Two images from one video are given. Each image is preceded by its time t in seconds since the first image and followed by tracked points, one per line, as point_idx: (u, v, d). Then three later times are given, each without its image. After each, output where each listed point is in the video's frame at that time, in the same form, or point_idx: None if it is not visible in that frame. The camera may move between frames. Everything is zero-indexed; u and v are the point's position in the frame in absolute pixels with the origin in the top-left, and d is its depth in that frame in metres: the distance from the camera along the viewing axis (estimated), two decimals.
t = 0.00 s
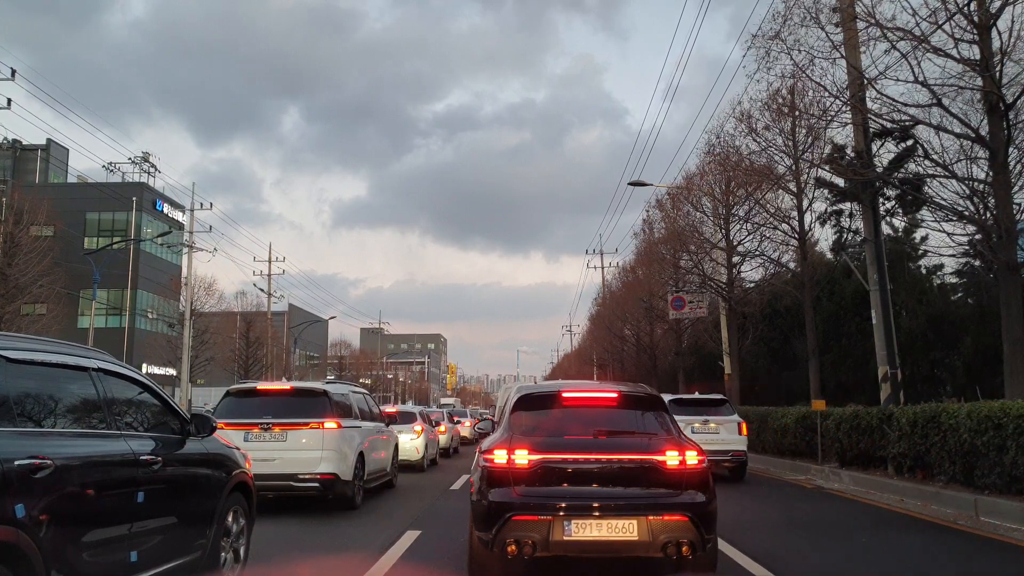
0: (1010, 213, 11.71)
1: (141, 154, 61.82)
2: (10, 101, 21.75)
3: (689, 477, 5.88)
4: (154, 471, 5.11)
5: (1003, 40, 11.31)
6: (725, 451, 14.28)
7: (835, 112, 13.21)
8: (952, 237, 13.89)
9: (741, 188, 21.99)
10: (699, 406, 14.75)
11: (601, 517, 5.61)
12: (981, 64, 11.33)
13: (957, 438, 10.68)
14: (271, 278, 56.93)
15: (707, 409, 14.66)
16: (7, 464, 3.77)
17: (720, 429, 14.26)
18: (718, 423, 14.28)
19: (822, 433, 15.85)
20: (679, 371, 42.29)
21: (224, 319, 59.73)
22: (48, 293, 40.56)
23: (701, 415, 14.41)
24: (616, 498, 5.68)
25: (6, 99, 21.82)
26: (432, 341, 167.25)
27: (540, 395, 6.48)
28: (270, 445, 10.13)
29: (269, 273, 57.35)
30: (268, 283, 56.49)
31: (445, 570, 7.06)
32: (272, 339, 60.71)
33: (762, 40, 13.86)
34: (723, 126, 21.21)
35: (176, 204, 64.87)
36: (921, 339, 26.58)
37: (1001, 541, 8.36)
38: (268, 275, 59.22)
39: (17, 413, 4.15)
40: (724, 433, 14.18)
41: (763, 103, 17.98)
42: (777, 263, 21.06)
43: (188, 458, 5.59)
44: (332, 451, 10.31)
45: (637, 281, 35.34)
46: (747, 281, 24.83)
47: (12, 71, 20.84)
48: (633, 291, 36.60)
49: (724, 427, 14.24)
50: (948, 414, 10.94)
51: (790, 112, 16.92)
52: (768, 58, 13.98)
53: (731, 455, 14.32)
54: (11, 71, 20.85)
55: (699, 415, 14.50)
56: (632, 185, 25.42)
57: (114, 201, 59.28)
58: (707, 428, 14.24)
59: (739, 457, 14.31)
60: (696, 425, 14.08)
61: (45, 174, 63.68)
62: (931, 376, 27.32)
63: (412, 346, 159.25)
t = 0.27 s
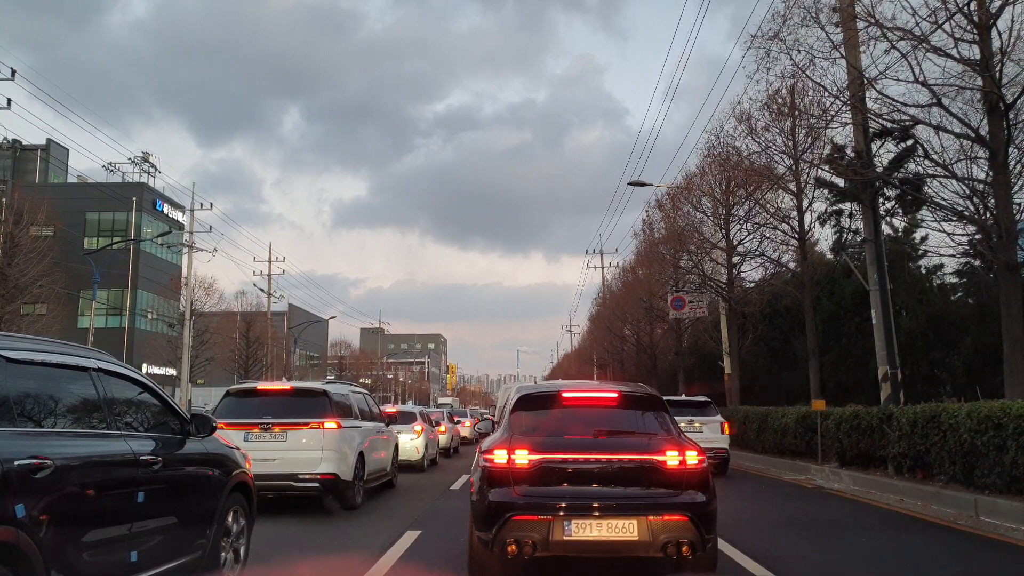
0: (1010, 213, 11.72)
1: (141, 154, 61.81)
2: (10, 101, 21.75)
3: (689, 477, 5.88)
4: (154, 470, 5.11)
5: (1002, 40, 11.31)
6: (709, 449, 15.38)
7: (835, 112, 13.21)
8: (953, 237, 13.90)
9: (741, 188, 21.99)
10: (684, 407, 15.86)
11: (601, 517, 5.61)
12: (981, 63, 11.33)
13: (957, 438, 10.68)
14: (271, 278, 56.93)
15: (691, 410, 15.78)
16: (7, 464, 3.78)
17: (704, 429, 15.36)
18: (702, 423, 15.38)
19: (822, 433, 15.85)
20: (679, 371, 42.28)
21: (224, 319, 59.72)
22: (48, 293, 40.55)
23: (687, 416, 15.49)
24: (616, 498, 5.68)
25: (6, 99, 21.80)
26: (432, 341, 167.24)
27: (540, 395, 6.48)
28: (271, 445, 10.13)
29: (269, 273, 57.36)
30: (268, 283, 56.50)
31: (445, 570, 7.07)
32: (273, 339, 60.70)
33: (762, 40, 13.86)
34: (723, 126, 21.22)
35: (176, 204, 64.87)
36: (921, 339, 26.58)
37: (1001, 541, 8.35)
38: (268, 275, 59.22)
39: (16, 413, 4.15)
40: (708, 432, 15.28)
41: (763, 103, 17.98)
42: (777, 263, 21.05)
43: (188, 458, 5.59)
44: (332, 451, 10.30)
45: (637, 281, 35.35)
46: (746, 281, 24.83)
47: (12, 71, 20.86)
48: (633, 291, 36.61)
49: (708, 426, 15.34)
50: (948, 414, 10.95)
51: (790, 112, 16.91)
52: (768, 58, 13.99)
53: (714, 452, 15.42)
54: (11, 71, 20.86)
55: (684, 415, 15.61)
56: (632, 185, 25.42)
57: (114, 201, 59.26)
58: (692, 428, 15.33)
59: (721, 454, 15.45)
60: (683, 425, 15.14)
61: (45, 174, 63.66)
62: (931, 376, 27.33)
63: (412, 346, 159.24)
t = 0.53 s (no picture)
0: (1010, 213, 11.72)
1: (141, 154, 61.84)
2: (10, 101, 21.75)
3: (689, 477, 5.87)
4: (154, 471, 5.11)
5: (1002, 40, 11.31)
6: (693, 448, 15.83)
7: (835, 112, 13.21)
8: (953, 237, 13.91)
9: (741, 188, 21.99)
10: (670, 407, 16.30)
11: (601, 517, 5.61)
12: (981, 63, 11.33)
13: (957, 438, 10.68)
14: (271, 278, 56.93)
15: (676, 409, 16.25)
16: (7, 464, 3.78)
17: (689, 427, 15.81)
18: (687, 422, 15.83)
19: (822, 433, 15.85)
20: (678, 371, 42.28)
21: (224, 319, 59.71)
22: (48, 293, 40.54)
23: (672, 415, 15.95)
24: (616, 497, 5.68)
25: (7, 100, 21.81)
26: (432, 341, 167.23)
27: (539, 395, 6.48)
28: (271, 445, 10.13)
29: (269, 274, 57.37)
30: (268, 283, 56.50)
31: (445, 570, 7.07)
32: (273, 339, 60.70)
33: (761, 41, 13.87)
34: (723, 126, 21.22)
35: (176, 204, 64.87)
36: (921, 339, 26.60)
37: (1001, 541, 8.35)
38: (268, 275, 59.23)
39: (17, 413, 4.15)
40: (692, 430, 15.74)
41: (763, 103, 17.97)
42: (777, 263, 21.05)
43: (188, 458, 5.59)
44: (332, 451, 10.31)
45: (637, 281, 35.34)
46: (746, 281, 24.84)
47: (12, 71, 20.86)
48: (633, 291, 36.60)
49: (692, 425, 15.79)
50: (948, 414, 10.95)
51: (790, 112, 16.91)
52: (768, 58, 13.99)
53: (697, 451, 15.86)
54: (11, 71, 20.86)
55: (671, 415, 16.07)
56: (632, 185, 25.43)
57: (114, 201, 59.27)
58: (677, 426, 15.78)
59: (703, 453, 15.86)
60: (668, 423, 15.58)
61: (45, 175, 63.69)
62: (931, 376, 27.34)
63: (412, 346, 159.20)
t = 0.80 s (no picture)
0: (1010, 213, 11.72)
1: (141, 154, 61.84)
2: (9, 101, 21.71)
3: (689, 477, 5.87)
4: (154, 470, 5.11)
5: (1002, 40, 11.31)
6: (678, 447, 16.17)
7: (835, 112, 13.21)
8: (952, 237, 13.92)
9: (741, 188, 21.98)
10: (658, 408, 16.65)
11: (601, 516, 5.61)
12: (981, 63, 11.33)
13: (957, 438, 10.68)
14: (271, 278, 56.92)
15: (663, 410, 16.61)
16: (7, 464, 3.78)
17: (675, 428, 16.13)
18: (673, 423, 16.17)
19: (822, 433, 15.84)
20: (679, 371, 42.26)
21: (224, 319, 59.71)
22: (48, 293, 40.52)
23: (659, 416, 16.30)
24: (616, 497, 5.68)
25: (7, 100, 21.80)
26: (432, 341, 167.18)
27: (539, 395, 6.48)
28: (270, 444, 10.13)
29: (269, 274, 57.35)
30: (268, 283, 56.50)
31: (445, 570, 7.06)
32: (273, 339, 60.70)
33: (762, 41, 13.88)
34: (723, 127, 21.21)
35: (176, 204, 64.87)
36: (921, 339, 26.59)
37: (1001, 541, 8.35)
38: (268, 275, 59.23)
39: (17, 413, 4.15)
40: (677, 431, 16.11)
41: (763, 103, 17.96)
42: (777, 263, 21.04)
43: (188, 458, 5.60)
44: (332, 451, 10.31)
45: (637, 281, 35.33)
46: (746, 281, 24.84)
47: (11, 72, 20.84)
48: (633, 291, 36.59)
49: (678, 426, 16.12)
50: (948, 414, 10.95)
51: (789, 112, 16.91)
52: (768, 58, 13.99)
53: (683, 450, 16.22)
54: (11, 71, 20.84)
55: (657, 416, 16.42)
56: (632, 185, 25.42)
57: (114, 201, 59.25)
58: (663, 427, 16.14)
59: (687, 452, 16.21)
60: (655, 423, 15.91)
61: (45, 175, 63.69)
62: (931, 376, 27.34)
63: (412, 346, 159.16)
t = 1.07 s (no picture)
0: (1010, 213, 11.71)
1: (141, 154, 61.84)
2: (9, 101, 21.69)
3: (689, 477, 5.87)
4: (154, 470, 5.11)
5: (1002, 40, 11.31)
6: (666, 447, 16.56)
7: (835, 112, 13.21)
8: (952, 237, 13.93)
9: (741, 188, 22.00)
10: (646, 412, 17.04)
11: (601, 517, 5.61)
12: (981, 63, 11.33)
13: (957, 438, 10.67)
14: (271, 278, 56.92)
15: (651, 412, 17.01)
16: (7, 464, 3.78)
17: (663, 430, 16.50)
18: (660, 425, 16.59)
19: (822, 433, 15.84)
20: (679, 371, 42.26)
21: (224, 319, 59.70)
22: (48, 293, 40.49)
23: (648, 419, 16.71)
24: (616, 498, 5.68)
25: (7, 99, 21.80)
26: (432, 341, 167.16)
27: (540, 395, 6.48)
28: (271, 444, 10.13)
29: (269, 273, 57.34)
30: (268, 283, 56.50)
31: (445, 570, 7.07)
32: (273, 339, 60.70)
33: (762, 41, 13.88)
34: (723, 127, 21.21)
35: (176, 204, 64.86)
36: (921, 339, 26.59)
37: (1001, 542, 8.34)
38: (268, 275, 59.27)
39: (16, 413, 4.15)
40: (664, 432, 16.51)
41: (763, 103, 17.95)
42: (777, 263, 21.04)
43: (188, 458, 5.59)
44: (332, 451, 10.30)
45: (637, 281, 35.33)
46: (746, 281, 24.84)
47: (12, 72, 20.83)
48: (633, 291, 36.59)
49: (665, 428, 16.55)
50: (948, 414, 10.95)
51: (789, 112, 16.90)
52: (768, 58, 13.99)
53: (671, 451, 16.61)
54: (11, 71, 20.83)
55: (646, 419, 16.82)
56: (632, 185, 25.42)
57: (113, 201, 59.24)
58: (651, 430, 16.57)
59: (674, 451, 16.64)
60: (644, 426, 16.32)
61: (45, 175, 63.70)
62: (931, 376, 27.35)
63: (412, 346, 159.15)
